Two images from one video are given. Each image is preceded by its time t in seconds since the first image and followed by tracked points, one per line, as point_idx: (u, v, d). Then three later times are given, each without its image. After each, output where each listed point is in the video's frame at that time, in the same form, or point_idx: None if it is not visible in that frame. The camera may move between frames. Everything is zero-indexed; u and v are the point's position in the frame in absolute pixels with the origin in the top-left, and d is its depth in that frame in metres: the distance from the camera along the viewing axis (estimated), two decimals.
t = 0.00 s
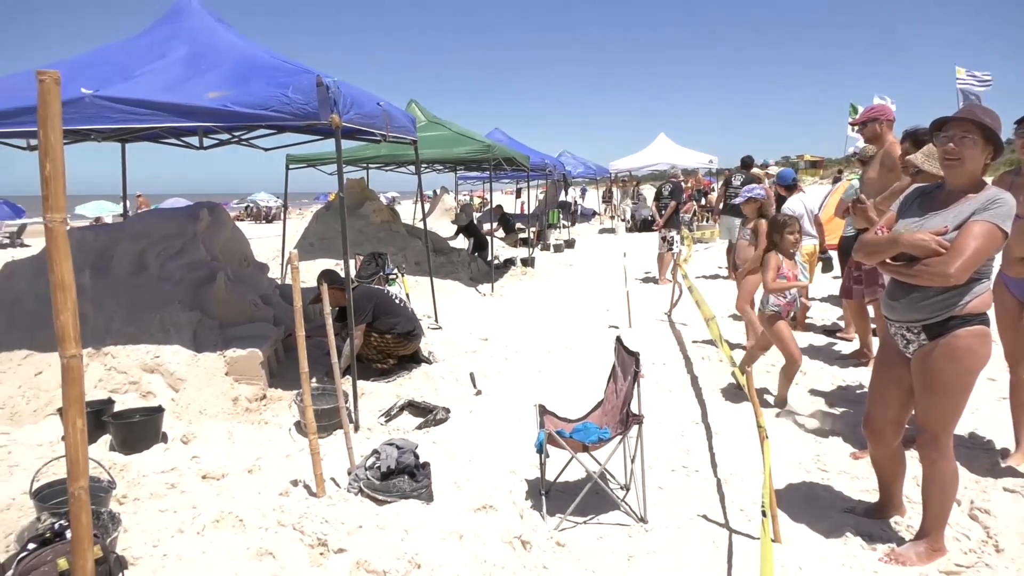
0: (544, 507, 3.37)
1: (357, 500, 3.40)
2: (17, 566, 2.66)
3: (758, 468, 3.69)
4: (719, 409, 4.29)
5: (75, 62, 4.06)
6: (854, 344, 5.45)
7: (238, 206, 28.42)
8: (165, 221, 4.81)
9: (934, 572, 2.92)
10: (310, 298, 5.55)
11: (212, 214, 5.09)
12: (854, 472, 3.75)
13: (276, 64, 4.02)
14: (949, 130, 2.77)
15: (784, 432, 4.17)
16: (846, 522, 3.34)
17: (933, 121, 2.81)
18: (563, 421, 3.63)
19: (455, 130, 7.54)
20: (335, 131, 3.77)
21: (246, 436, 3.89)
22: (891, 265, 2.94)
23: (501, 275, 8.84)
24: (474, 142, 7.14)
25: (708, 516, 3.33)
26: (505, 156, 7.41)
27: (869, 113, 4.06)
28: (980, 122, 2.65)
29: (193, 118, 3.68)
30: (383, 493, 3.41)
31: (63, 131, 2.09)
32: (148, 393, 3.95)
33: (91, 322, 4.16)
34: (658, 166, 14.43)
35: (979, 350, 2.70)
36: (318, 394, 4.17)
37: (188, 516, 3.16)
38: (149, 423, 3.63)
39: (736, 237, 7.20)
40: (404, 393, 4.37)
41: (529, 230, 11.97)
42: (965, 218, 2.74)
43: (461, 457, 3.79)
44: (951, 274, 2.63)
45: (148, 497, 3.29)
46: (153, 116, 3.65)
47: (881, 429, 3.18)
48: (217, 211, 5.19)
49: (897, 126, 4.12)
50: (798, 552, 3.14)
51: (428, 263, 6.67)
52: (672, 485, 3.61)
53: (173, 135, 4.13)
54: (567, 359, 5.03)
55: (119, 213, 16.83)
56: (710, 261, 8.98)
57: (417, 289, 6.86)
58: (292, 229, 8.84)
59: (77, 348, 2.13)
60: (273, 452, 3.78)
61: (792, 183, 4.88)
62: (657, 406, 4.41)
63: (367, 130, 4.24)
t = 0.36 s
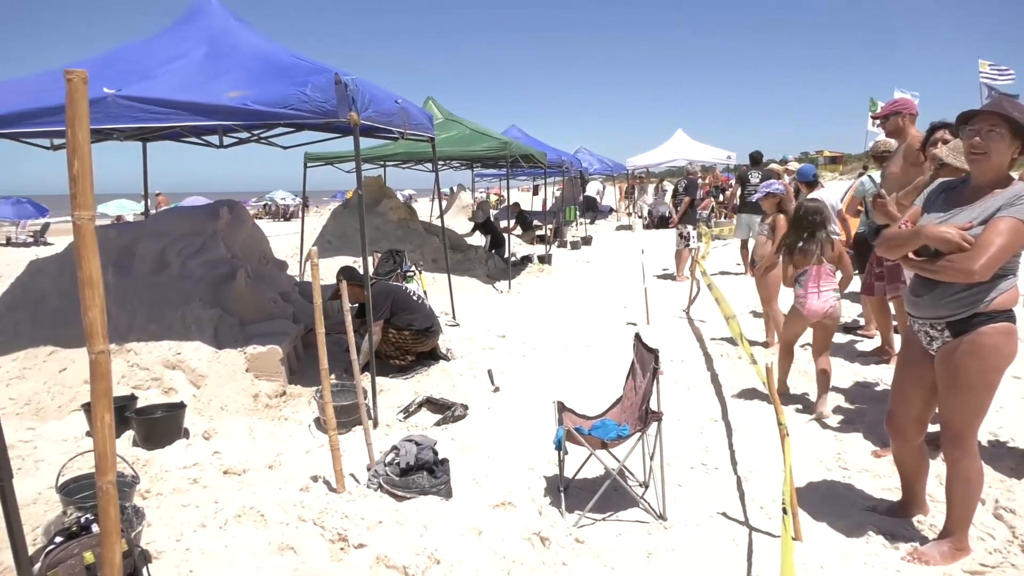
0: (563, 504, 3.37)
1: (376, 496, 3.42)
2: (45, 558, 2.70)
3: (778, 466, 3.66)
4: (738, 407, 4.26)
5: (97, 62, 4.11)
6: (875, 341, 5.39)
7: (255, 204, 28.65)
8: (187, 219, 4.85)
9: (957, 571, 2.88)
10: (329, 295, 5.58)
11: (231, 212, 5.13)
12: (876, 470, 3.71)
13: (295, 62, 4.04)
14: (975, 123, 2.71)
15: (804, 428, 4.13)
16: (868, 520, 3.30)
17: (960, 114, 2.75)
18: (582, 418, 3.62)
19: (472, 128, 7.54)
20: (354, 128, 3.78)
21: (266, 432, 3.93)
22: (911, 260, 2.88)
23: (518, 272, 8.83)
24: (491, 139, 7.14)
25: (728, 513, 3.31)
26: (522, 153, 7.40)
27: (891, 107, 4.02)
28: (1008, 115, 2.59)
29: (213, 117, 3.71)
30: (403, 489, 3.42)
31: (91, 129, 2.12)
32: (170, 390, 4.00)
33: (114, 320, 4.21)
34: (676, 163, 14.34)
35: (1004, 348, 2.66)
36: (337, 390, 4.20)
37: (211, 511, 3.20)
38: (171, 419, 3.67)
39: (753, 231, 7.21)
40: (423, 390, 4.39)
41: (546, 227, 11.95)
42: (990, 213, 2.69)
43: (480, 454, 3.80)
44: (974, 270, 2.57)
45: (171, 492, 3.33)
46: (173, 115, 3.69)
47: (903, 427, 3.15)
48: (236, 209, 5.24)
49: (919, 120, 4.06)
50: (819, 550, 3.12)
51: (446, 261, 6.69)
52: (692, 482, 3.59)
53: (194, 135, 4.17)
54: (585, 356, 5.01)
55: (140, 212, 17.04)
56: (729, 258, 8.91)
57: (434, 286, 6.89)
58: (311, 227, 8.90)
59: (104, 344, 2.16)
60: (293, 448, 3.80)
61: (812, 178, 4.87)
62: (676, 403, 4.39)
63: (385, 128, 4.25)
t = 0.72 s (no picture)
0: (583, 501, 3.36)
1: (396, 492, 3.43)
2: (72, 552, 2.74)
3: (800, 464, 3.62)
4: (759, 404, 4.23)
5: (118, 61, 4.15)
6: (897, 339, 5.33)
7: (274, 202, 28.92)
8: (208, 217, 4.89)
9: (984, 572, 2.83)
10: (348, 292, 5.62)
11: (251, 210, 5.16)
12: (899, 469, 3.66)
13: (314, 60, 4.06)
14: (1004, 117, 2.62)
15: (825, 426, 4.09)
16: (892, 520, 3.26)
17: (987, 108, 2.66)
18: (602, 415, 3.61)
19: (490, 124, 7.55)
20: (373, 126, 3.79)
21: (287, 428, 3.95)
22: (939, 255, 2.84)
23: (535, 269, 8.81)
24: (509, 136, 7.14)
25: (749, 511, 3.28)
26: (540, 150, 7.39)
27: (916, 99, 3.96)
28: None
29: (234, 114, 3.74)
30: (422, 485, 3.43)
31: (118, 127, 2.13)
32: (192, 385, 4.04)
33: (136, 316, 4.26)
34: (694, 158, 14.27)
35: None
36: (357, 387, 4.21)
37: (232, 506, 3.23)
38: (193, 415, 3.71)
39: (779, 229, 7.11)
40: (441, 386, 4.40)
41: (563, 224, 11.93)
42: (1021, 209, 2.63)
43: (499, 450, 3.80)
44: (1004, 268, 2.52)
45: (193, 487, 3.36)
46: (194, 114, 3.72)
47: (928, 425, 3.10)
48: (256, 206, 5.27)
49: (944, 114, 4.00)
50: (842, 549, 3.08)
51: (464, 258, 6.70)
52: (712, 480, 3.57)
53: (214, 133, 4.20)
54: (604, 353, 5.00)
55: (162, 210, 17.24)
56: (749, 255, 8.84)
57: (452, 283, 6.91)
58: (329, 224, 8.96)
59: (132, 340, 2.18)
60: (314, 444, 3.83)
61: (840, 172, 4.81)
62: (696, 400, 4.36)
63: (403, 125, 4.25)
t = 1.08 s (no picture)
0: (607, 499, 3.35)
1: (420, 488, 3.44)
2: (103, 544, 2.78)
3: (827, 464, 3.58)
4: (784, 404, 4.18)
5: (144, 60, 4.18)
6: (925, 338, 5.25)
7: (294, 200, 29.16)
8: (233, 214, 4.93)
9: None
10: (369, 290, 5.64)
11: (275, 207, 5.18)
12: (928, 470, 3.60)
13: (338, 58, 4.06)
14: None
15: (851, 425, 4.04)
16: (920, 521, 3.21)
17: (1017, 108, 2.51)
18: (625, 413, 3.59)
19: (511, 121, 7.54)
20: (396, 123, 3.79)
21: (310, 424, 3.98)
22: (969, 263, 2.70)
23: (556, 267, 8.79)
24: (530, 133, 7.13)
25: (775, 512, 3.25)
26: (561, 147, 7.36)
27: (945, 94, 3.89)
28: None
29: (259, 112, 3.76)
30: (446, 482, 3.44)
31: (152, 126, 2.14)
32: (217, 381, 4.09)
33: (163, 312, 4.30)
34: (715, 155, 14.15)
35: None
36: (380, 383, 4.23)
37: (258, 501, 3.26)
38: (218, 411, 3.74)
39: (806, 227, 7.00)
40: (464, 384, 4.41)
41: (584, 221, 11.89)
42: None
43: (522, 448, 3.80)
44: None
45: (219, 481, 3.40)
46: (219, 112, 3.75)
47: (960, 426, 3.04)
48: (280, 204, 5.29)
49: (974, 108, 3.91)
50: (870, 551, 3.04)
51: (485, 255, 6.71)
52: (736, 479, 3.54)
53: (239, 132, 4.23)
54: (627, 351, 4.97)
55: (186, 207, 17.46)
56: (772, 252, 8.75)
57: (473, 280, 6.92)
58: (350, 221, 9.02)
59: (165, 337, 2.20)
60: (337, 440, 3.85)
61: (869, 166, 4.77)
62: (720, 399, 4.33)
63: (425, 123, 4.25)
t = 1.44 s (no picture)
0: (635, 501, 3.32)
1: (447, 487, 3.45)
2: (138, 538, 2.82)
3: (860, 468, 3.52)
4: (815, 406, 4.12)
5: (177, 61, 4.24)
6: (961, 341, 5.13)
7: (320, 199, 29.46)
8: (263, 213, 4.97)
9: None
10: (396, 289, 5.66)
11: (304, 207, 5.21)
12: (964, 475, 3.52)
13: (367, 58, 4.08)
14: None
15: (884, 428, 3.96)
16: (956, 527, 3.13)
17: None
18: (654, 414, 3.56)
19: (538, 121, 7.52)
20: (424, 123, 3.80)
21: (339, 421, 4.01)
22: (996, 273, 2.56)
23: (582, 267, 8.75)
24: (556, 133, 7.11)
25: (806, 516, 3.20)
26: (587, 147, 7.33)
27: (984, 92, 3.79)
28: None
29: (290, 113, 3.80)
30: (473, 481, 3.44)
31: (192, 126, 2.16)
32: (248, 378, 4.14)
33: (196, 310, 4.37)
34: (744, 155, 13.96)
35: None
36: (407, 382, 4.26)
37: (288, 497, 3.29)
38: (249, 408, 3.79)
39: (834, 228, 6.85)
40: (490, 383, 4.41)
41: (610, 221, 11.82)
42: None
43: (549, 449, 3.79)
44: None
45: (250, 477, 3.44)
46: (251, 112, 3.79)
47: (998, 431, 2.95)
48: (309, 203, 5.33)
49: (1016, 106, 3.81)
50: (905, 557, 2.98)
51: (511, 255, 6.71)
52: (766, 482, 3.49)
53: (270, 132, 4.28)
54: (655, 352, 4.94)
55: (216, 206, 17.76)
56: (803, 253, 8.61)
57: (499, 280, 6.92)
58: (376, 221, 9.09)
59: (203, 335, 2.21)
60: (365, 438, 3.87)
61: (904, 165, 4.70)
62: (749, 401, 4.28)
63: (453, 122, 4.26)
